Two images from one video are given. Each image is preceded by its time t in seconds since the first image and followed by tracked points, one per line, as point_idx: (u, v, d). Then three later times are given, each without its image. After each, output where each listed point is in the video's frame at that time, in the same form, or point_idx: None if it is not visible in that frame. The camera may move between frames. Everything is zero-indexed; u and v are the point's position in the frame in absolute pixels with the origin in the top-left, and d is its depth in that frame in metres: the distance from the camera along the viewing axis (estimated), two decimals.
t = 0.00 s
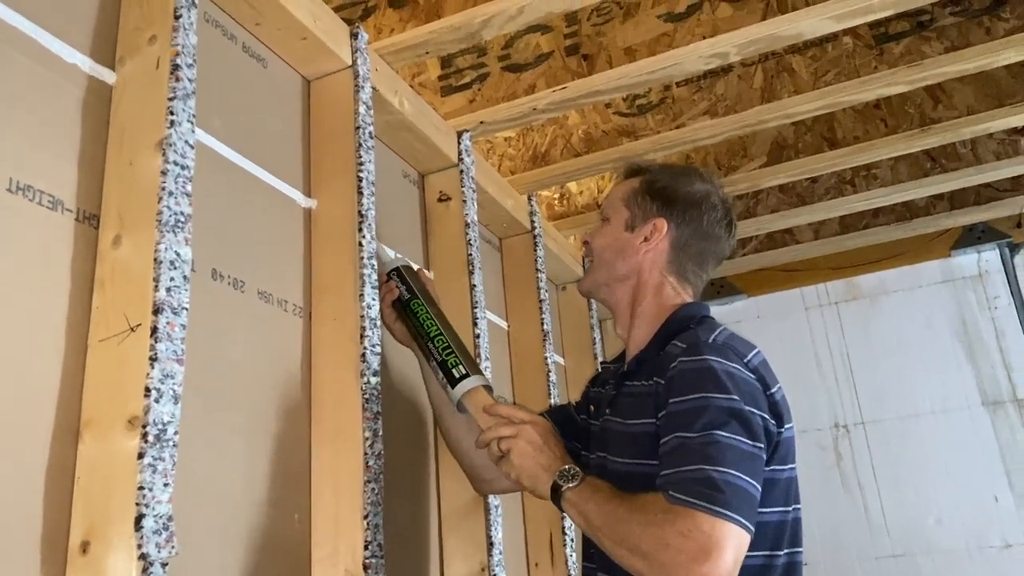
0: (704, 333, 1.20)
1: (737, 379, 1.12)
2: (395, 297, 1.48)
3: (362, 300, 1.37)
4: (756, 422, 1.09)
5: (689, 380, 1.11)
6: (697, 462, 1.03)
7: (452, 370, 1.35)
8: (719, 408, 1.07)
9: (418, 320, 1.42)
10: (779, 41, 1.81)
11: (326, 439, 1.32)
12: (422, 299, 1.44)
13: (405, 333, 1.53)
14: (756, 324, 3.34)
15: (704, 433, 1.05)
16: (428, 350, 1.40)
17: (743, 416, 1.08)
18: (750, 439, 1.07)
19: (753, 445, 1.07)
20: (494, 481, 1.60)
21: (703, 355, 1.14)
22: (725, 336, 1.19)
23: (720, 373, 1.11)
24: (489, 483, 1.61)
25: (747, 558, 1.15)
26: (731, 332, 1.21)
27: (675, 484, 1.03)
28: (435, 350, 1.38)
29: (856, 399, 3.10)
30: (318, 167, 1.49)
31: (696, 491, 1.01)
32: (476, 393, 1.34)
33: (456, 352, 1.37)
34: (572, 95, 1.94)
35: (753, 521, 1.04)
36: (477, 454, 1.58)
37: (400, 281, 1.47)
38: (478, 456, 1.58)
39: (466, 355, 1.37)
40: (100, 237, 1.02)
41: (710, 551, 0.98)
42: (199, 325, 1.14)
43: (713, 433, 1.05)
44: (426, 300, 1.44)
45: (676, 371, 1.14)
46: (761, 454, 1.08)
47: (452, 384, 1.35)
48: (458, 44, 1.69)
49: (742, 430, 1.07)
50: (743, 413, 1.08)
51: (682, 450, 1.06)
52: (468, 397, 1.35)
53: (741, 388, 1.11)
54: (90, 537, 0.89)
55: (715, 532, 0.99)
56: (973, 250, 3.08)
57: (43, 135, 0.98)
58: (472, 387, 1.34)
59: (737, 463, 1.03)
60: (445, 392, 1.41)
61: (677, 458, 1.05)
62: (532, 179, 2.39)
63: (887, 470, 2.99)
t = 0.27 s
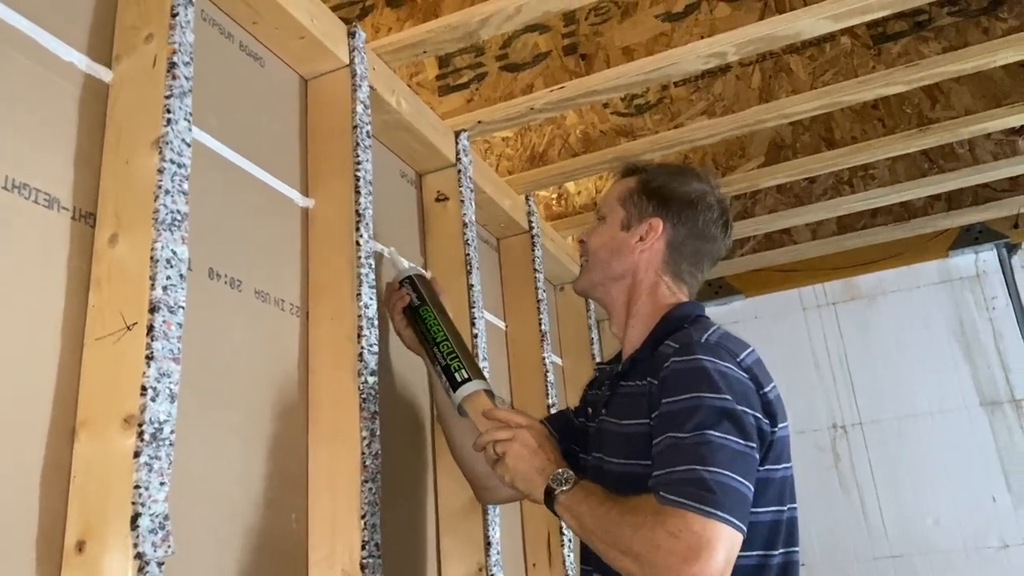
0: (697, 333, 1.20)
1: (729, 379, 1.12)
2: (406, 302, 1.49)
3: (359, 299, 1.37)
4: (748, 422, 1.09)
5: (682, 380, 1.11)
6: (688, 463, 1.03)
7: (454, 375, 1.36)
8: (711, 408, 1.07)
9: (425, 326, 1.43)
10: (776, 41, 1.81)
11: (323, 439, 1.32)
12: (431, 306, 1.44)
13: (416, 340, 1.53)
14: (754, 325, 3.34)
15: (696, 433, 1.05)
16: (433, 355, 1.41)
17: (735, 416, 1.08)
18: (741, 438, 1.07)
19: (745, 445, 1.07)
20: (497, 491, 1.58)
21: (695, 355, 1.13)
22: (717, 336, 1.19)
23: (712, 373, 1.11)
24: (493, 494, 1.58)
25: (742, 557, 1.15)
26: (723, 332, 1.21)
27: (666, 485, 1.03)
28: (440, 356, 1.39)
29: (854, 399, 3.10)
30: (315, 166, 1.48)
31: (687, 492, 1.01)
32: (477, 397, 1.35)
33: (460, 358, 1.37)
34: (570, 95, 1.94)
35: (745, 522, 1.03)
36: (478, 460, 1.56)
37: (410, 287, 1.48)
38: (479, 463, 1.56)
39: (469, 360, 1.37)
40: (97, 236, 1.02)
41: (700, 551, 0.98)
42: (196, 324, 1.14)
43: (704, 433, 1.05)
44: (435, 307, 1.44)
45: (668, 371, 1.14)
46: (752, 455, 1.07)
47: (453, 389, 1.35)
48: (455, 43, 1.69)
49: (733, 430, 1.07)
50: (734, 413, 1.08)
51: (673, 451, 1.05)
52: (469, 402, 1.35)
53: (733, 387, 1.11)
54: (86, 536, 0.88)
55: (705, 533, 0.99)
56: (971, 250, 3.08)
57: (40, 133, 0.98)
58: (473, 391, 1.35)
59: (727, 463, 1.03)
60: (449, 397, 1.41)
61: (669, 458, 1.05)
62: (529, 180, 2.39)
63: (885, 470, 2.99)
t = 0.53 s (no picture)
0: (687, 333, 1.20)
1: (722, 377, 1.11)
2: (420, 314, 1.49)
3: (356, 301, 1.37)
4: (742, 418, 1.09)
5: (675, 380, 1.11)
6: (684, 464, 1.03)
7: (462, 395, 1.38)
8: (704, 406, 1.07)
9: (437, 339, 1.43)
10: (774, 44, 1.81)
11: (320, 441, 1.32)
12: (445, 319, 1.44)
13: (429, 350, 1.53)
14: (751, 326, 3.34)
15: (691, 432, 1.05)
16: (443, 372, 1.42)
17: (729, 413, 1.07)
18: (736, 434, 1.07)
19: (740, 441, 1.07)
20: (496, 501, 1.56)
21: (685, 355, 1.14)
22: (708, 335, 1.19)
23: (705, 373, 1.11)
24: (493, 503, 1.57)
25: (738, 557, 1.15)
26: (714, 331, 1.21)
27: (663, 489, 1.03)
28: (449, 373, 1.40)
29: (851, 401, 3.11)
30: (313, 167, 1.48)
31: (684, 493, 1.01)
32: (482, 418, 1.36)
33: (468, 376, 1.39)
34: (567, 97, 1.94)
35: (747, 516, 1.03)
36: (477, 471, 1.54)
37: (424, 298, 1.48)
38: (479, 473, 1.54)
39: (477, 379, 1.39)
40: (94, 238, 1.02)
41: (701, 549, 0.98)
42: (193, 327, 1.14)
43: (698, 432, 1.05)
44: (448, 320, 1.44)
45: (659, 372, 1.14)
46: (748, 449, 1.07)
47: (461, 409, 1.37)
48: (453, 45, 1.69)
49: (728, 427, 1.06)
50: (728, 411, 1.08)
51: (669, 452, 1.06)
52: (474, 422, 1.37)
53: (726, 386, 1.11)
54: (83, 539, 0.88)
55: (705, 531, 0.99)
56: (968, 252, 3.08)
57: (37, 135, 0.98)
58: (478, 412, 1.36)
59: (723, 459, 1.03)
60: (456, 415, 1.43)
61: (665, 460, 1.05)
62: (527, 182, 2.40)
63: (882, 472, 2.99)
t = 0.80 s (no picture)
0: (694, 333, 1.20)
1: (727, 377, 1.11)
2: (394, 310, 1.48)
3: (357, 302, 1.37)
4: (747, 419, 1.09)
5: (679, 381, 1.11)
6: (687, 464, 1.03)
7: (447, 391, 1.37)
8: (709, 406, 1.07)
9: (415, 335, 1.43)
10: (774, 45, 1.81)
11: (320, 442, 1.32)
12: (420, 314, 1.44)
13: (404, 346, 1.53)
14: (750, 327, 3.34)
15: (695, 433, 1.05)
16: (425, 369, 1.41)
17: (734, 414, 1.07)
18: (741, 435, 1.06)
19: (745, 442, 1.06)
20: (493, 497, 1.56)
21: (693, 355, 1.14)
22: (714, 334, 1.19)
23: (711, 373, 1.11)
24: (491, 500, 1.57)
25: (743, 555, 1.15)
26: (719, 330, 1.21)
27: (666, 488, 1.03)
28: (433, 369, 1.39)
29: (849, 401, 3.11)
30: (313, 168, 1.48)
31: (686, 493, 1.01)
32: (471, 414, 1.36)
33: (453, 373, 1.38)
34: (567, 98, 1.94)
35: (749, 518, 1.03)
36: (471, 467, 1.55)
37: (398, 294, 1.47)
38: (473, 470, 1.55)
39: (463, 376, 1.38)
40: (94, 239, 1.01)
41: (702, 551, 0.98)
42: (194, 328, 1.14)
43: (703, 433, 1.05)
44: (424, 316, 1.44)
45: (665, 371, 1.15)
46: (753, 450, 1.07)
47: (447, 405, 1.36)
48: (453, 46, 1.69)
49: (732, 428, 1.06)
50: (733, 411, 1.08)
51: (673, 452, 1.06)
52: (463, 418, 1.36)
53: (731, 385, 1.11)
54: (83, 540, 0.88)
55: (706, 533, 0.99)
56: (967, 253, 3.09)
57: (37, 136, 0.98)
58: (467, 408, 1.35)
59: (726, 460, 1.03)
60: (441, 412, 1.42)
61: (669, 460, 1.05)
62: (527, 183, 2.40)
63: (881, 472, 2.99)
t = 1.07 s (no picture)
0: (692, 335, 1.20)
1: (727, 380, 1.12)
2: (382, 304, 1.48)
3: (354, 303, 1.37)
4: (748, 422, 1.09)
5: (679, 384, 1.11)
6: (690, 469, 1.03)
7: (439, 390, 1.37)
8: (710, 410, 1.07)
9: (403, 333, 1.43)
10: (770, 47, 1.82)
11: (317, 443, 1.32)
12: (409, 310, 1.44)
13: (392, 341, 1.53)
14: (747, 328, 3.35)
15: (697, 437, 1.05)
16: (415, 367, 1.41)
17: (735, 417, 1.08)
18: (742, 439, 1.07)
19: (746, 445, 1.07)
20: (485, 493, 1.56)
21: (693, 358, 1.14)
22: (713, 337, 1.19)
23: (712, 376, 1.11)
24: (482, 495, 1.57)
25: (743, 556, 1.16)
26: (718, 333, 1.21)
27: (668, 493, 1.03)
28: (423, 367, 1.39)
29: (847, 403, 3.11)
30: (310, 169, 1.48)
31: (690, 498, 1.01)
32: (465, 413, 1.36)
33: (444, 371, 1.37)
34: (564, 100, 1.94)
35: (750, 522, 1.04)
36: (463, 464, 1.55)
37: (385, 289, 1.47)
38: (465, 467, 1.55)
39: (454, 375, 1.38)
40: (91, 240, 1.01)
41: (706, 556, 0.98)
42: (191, 329, 1.14)
43: (705, 437, 1.05)
44: (412, 311, 1.44)
45: (665, 375, 1.15)
46: (754, 454, 1.07)
47: (440, 405, 1.36)
48: (450, 47, 1.69)
49: (734, 431, 1.07)
50: (734, 415, 1.08)
51: (675, 456, 1.06)
52: (455, 417, 1.37)
53: (731, 388, 1.11)
54: (80, 542, 0.88)
55: (710, 538, 0.99)
56: (964, 254, 3.09)
57: (34, 138, 0.98)
58: (461, 407, 1.36)
59: (729, 465, 1.03)
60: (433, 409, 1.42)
61: (670, 465, 1.05)
62: (524, 184, 2.40)
63: (878, 473, 3.00)
